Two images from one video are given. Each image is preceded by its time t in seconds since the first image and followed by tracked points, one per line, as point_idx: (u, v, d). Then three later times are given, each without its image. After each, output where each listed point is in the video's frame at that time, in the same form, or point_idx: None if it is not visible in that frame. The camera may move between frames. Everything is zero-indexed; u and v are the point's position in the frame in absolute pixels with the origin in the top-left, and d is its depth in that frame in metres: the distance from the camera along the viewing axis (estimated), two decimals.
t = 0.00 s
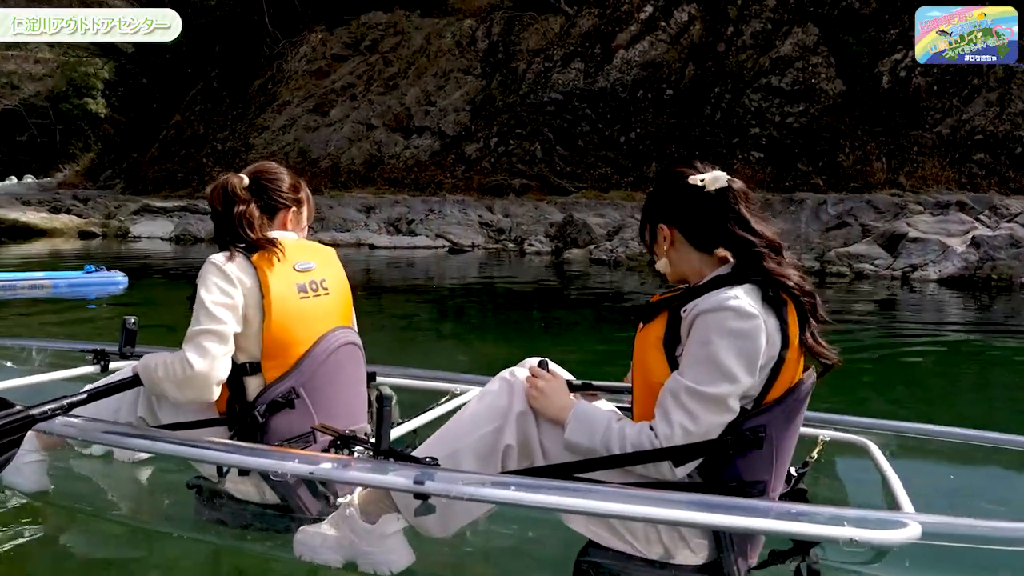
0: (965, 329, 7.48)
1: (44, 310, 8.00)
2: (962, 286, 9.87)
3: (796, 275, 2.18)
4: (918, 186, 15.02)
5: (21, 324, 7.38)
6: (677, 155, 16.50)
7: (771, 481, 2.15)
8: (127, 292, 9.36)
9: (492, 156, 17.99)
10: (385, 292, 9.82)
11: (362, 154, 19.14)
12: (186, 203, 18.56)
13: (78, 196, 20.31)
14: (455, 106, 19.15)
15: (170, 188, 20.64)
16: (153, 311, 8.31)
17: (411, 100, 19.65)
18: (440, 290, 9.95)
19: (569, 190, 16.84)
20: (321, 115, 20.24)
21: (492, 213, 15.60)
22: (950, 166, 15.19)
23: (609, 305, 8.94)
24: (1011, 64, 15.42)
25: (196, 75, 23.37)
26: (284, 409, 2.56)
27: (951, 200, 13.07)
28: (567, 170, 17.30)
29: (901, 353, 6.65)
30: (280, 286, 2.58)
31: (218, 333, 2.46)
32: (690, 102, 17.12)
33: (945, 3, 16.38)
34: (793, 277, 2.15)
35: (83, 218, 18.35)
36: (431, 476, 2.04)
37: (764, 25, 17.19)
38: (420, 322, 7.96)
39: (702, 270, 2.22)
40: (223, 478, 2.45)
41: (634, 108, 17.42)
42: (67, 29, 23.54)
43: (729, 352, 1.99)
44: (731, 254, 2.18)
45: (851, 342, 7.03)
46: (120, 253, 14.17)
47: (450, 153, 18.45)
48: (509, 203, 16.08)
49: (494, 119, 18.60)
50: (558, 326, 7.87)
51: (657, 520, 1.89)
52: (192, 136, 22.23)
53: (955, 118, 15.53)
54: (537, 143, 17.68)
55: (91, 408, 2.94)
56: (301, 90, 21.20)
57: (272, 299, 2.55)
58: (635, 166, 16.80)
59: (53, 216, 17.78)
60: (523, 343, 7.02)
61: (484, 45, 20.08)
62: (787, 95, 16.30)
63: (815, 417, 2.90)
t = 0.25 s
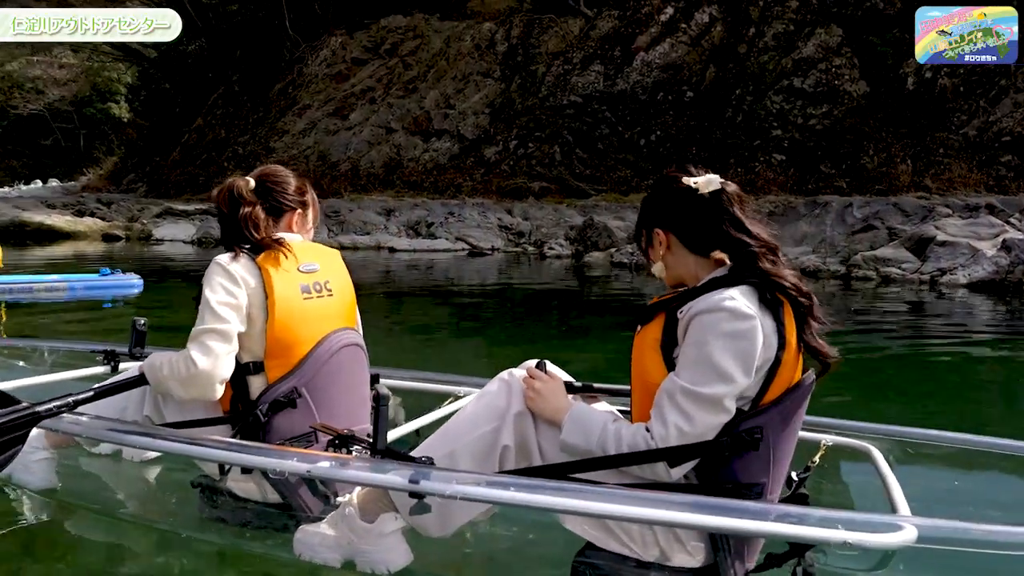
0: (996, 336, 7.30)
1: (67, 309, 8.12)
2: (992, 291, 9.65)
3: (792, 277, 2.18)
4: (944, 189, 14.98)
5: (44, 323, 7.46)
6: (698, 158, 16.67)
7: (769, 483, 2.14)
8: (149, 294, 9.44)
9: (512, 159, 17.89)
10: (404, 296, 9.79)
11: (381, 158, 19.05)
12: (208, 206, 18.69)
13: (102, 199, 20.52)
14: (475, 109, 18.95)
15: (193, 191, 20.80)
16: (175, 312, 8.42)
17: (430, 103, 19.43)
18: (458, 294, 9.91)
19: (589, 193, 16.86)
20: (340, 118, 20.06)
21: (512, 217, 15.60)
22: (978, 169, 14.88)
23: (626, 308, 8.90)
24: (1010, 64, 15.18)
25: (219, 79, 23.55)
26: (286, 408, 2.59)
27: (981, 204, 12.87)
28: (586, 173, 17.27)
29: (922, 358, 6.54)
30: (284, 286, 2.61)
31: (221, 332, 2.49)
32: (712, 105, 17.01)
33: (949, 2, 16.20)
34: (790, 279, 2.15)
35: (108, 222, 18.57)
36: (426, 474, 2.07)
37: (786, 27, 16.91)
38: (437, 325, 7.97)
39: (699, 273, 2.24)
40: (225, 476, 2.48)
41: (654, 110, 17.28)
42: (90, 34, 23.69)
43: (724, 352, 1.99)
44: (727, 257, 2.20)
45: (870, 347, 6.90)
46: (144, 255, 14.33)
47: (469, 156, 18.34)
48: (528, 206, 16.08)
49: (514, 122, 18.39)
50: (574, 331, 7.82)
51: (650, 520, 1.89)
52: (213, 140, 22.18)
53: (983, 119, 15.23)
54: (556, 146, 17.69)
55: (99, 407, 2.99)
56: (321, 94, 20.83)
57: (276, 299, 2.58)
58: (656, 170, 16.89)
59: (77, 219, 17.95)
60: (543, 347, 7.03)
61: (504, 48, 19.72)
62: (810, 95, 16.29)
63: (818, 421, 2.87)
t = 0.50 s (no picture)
0: None
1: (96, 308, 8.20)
2: None
3: (792, 280, 2.16)
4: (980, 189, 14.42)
5: (72, 321, 7.53)
6: (724, 160, 16.44)
7: (768, 487, 2.12)
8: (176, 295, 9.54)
9: (536, 160, 17.77)
10: (427, 297, 9.78)
11: (405, 159, 18.86)
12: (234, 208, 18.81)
13: (131, 201, 20.79)
14: (498, 111, 18.92)
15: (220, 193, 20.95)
16: (199, 312, 8.48)
17: (454, 105, 19.39)
18: (481, 296, 9.88)
19: (614, 195, 16.65)
20: (365, 120, 19.95)
21: (536, 217, 15.59)
22: (1014, 169, 14.39)
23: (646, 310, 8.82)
24: (1009, 64, 15.05)
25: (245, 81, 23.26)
26: (287, 407, 2.61)
27: (1019, 204, 12.52)
28: (611, 174, 17.13)
29: (947, 361, 6.41)
30: (288, 286, 2.62)
31: (224, 331, 2.51)
32: (738, 104, 16.75)
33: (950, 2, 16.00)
34: (790, 282, 2.14)
35: (136, 223, 18.78)
36: (419, 474, 2.08)
37: (815, 24, 16.82)
38: (457, 326, 7.96)
39: (698, 275, 2.23)
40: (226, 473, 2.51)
41: (679, 111, 17.12)
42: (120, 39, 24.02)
43: (721, 353, 1.97)
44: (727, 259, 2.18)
45: (896, 350, 6.76)
46: (171, 257, 14.47)
47: (493, 158, 18.26)
48: (552, 207, 15.97)
49: (537, 123, 18.35)
50: (595, 333, 7.76)
51: (642, 522, 1.88)
52: (239, 142, 22.05)
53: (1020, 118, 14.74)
54: (580, 147, 17.58)
55: (108, 404, 3.03)
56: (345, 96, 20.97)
57: (279, 299, 2.59)
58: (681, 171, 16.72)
59: (107, 221, 18.16)
60: (567, 350, 6.99)
61: (527, 49, 19.67)
62: (840, 95, 15.91)
63: (824, 427, 2.83)
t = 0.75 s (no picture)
0: None
1: (123, 309, 8.25)
2: None
3: (793, 282, 2.14)
4: (1014, 191, 13.98)
5: (99, 321, 7.56)
6: (749, 160, 16.23)
7: (766, 491, 2.10)
8: (199, 295, 9.60)
9: (558, 162, 17.70)
10: (449, 298, 9.77)
11: (427, 161, 18.97)
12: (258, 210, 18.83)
13: (158, 203, 21.04)
14: (520, 112, 18.81)
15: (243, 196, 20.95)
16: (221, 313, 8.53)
17: (476, 107, 19.26)
18: (503, 298, 9.85)
19: (636, 197, 16.54)
20: (388, 122, 19.93)
21: (559, 219, 15.60)
22: None
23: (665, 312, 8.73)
24: (1010, 64, 14.72)
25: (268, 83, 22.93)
26: (289, 406, 2.63)
27: None
28: (633, 176, 16.99)
29: (975, 365, 6.27)
30: (291, 287, 2.63)
31: (226, 331, 2.53)
32: (763, 105, 16.56)
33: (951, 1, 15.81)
34: (789, 284, 2.12)
35: (162, 225, 18.99)
36: (414, 473, 2.09)
37: (842, 24, 16.63)
38: (476, 328, 7.95)
39: (697, 276, 2.22)
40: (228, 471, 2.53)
41: (704, 111, 16.89)
42: (146, 43, 24.22)
43: (717, 354, 1.96)
44: (726, 261, 2.17)
45: (920, 353, 6.63)
46: (196, 258, 14.62)
47: (515, 159, 18.23)
48: (574, 209, 15.97)
49: (560, 124, 18.31)
50: (616, 335, 7.70)
51: (635, 523, 1.88)
52: (264, 145, 22.08)
53: None
54: (602, 149, 17.51)
55: (118, 401, 3.07)
56: (368, 97, 20.89)
57: (282, 299, 2.61)
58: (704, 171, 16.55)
59: (133, 223, 18.32)
60: (588, 352, 6.93)
61: (550, 50, 19.39)
62: (867, 95, 15.74)
63: (828, 431, 2.79)
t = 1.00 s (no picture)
0: None
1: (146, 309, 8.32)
2: None
3: (793, 283, 2.11)
4: None
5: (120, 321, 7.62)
6: (778, 162, 15.96)
7: (765, 493, 2.08)
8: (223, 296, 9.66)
9: (584, 163, 17.61)
10: (472, 300, 9.73)
11: (453, 163, 18.91)
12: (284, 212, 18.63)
13: (188, 205, 21.24)
14: (546, 114, 18.62)
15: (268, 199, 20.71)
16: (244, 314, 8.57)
17: (501, 109, 19.08)
18: (526, 300, 9.78)
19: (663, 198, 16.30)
20: (413, 124, 19.73)
21: (585, 222, 15.45)
22: None
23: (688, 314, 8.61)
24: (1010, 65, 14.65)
25: (294, 87, 23.02)
26: (292, 405, 2.66)
27: None
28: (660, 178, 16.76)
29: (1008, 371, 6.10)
30: (295, 287, 2.66)
31: (229, 330, 2.57)
32: (792, 105, 16.29)
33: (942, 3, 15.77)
34: (790, 286, 2.10)
35: (191, 227, 19.11)
36: (409, 472, 2.10)
37: (874, 23, 16.27)
38: (498, 329, 7.92)
39: (697, 277, 2.20)
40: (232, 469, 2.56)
41: (731, 113, 16.64)
42: (175, 46, 24.35)
43: (712, 356, 1.94)
44: (726, 261, 2.15)
45: (952, 358, 6.46)
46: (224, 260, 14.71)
47: (540, 161, 18.08)
48: (600, 211, 15.94)
49: (586, 126, 18.08)
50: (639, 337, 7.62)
51: (626, 525, 1.87)
52: (290, 148, 21.87)
53: None
54: (628, 150, 17.33)
55: (129, 399, 3.11)
56: (394, 100, 20.44)
57: (287, 299, 2.63)
58: (732, 173, 16.29)
59: (162, 225, 18.39)
60: (612, 356, 6.85)
61: (576, 51, 19.17)
62: (900, 95, 15.32)
63: (833, 433, 2.75)
